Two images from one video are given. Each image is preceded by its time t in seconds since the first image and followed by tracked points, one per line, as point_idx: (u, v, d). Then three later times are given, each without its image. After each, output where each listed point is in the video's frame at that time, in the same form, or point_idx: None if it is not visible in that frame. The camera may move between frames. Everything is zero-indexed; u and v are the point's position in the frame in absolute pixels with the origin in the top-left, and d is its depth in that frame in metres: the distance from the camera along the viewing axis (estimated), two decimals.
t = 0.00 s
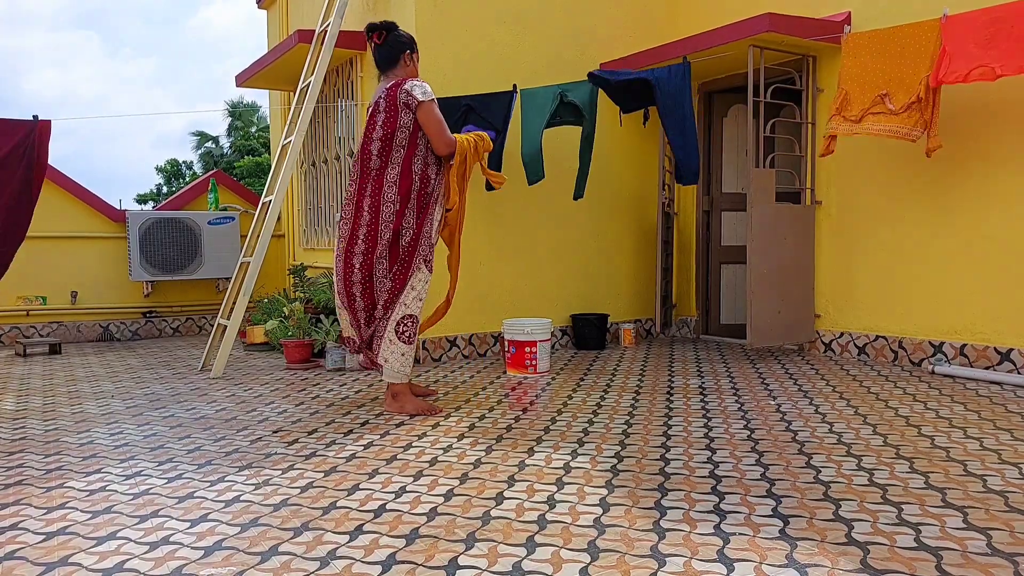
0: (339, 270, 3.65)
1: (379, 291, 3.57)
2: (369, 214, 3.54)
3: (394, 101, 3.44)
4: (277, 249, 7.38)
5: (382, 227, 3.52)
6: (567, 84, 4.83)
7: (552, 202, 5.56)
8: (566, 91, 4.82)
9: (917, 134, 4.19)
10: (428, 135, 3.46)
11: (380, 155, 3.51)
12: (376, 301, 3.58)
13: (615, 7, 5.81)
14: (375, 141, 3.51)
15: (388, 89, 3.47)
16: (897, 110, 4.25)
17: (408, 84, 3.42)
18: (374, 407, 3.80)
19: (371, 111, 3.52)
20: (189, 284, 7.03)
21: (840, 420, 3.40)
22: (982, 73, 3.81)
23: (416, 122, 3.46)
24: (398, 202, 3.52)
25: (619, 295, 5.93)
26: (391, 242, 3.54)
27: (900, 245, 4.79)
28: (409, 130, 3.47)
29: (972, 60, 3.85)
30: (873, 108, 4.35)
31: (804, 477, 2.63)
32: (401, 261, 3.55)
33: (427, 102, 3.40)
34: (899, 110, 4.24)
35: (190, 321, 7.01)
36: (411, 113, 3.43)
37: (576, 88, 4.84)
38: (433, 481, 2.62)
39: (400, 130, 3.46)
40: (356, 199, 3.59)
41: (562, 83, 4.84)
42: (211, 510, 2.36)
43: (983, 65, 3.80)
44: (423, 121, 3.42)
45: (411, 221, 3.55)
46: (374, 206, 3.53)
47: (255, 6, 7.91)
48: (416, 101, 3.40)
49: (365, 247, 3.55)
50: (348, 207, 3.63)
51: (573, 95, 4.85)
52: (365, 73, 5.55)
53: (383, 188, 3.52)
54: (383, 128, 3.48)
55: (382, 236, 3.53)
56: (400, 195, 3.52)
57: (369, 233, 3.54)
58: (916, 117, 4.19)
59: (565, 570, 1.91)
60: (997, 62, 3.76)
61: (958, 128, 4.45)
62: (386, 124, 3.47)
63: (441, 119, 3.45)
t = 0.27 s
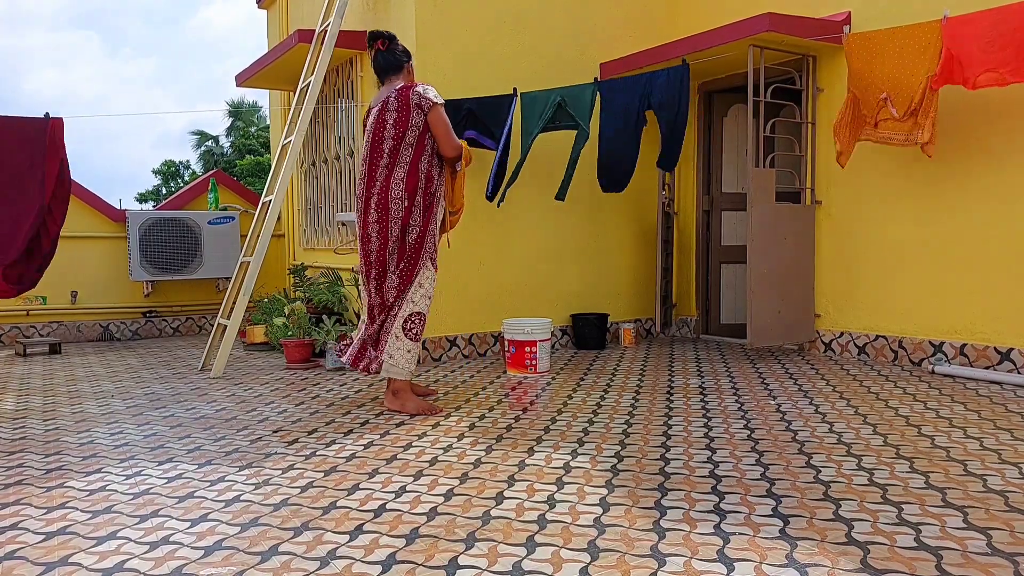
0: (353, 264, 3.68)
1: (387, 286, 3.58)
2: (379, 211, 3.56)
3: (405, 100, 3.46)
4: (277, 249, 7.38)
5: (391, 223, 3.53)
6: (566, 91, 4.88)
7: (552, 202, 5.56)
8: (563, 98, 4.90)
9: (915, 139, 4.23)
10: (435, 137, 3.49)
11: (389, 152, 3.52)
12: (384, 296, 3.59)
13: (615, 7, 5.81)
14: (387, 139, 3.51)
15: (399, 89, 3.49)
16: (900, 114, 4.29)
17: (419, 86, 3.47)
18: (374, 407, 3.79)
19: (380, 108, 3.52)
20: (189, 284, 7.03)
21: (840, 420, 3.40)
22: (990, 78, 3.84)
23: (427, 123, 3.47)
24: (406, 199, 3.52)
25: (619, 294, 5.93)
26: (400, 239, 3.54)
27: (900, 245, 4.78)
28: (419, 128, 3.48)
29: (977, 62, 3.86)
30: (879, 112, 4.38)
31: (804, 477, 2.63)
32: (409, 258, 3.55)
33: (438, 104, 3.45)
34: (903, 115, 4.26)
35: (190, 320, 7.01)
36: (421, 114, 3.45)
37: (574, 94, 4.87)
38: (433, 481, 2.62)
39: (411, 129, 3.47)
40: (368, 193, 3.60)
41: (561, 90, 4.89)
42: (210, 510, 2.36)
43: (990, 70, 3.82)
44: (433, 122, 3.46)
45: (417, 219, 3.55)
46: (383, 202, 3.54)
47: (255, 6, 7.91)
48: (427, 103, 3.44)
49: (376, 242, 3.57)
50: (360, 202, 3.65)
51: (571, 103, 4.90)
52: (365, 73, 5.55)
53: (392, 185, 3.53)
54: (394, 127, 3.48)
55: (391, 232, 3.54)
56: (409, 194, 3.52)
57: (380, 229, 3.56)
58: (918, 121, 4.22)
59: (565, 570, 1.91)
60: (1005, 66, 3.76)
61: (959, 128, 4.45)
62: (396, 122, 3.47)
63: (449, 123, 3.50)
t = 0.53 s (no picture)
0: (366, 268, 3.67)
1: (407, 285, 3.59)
2: (394, 212, 3.56)
3: (413, 100, 3.50)
4: (277, 248, 7.37)
5: (409, 222, 3.55)
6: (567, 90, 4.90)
7: (552, 202, 5.56)
8: (563, 97, 4.92)
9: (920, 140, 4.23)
10: (442, 138, 3.56)
11: (401, 152, 3.54)
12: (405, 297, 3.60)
13: (615, 6, 5.81)
14: (396, 142, 3.53)
15: (406, 89, 3.53)
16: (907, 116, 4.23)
17: (427, 87, 3.53)
18: (374, 407, 3.79)
19: (388, 109, 3.55)
20: (189, 284, 7.02)
21: (840, 420, 3.40)
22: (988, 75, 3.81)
23: (437, 121, 3.53)
24: (421, 197, 3.55)
25: (619, 294, 5.93)
26: (417, 237, 3.56)
27: (900, 244, 4.78)
28: (429, 127, 3.53)
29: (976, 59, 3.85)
30: (882, 113, 4.32)
31: (804, 477, 2.63)
32: (426, 256, 3.58)
33: (446, 105, 3.53)
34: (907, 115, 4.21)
35: (189, 320, 7.01)
36: (432, 113, 3.51)
37: (574, 93, 4.90)
38: (433, 481, 2.62)
39: (422, 129, 3.52)
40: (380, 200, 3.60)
41: (561, 89, 4.91)
42: (210, 510, 2.36)
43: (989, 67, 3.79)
44: (442, 121, 3.53)
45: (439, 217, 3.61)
46: (399, 205, 3.55)
47: (255, 6, 7.90)
48: (437, 103, 3.50)
49: (394, 243, 3.58)
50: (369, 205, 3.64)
51: (570, 103, 4.92)
52: (365, 73, 5.55)
53: (406, 185, 3.55)
54: (404, 128, 3.51)
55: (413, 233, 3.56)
56: (423, 193, 3.56)
57: (396, 230, 3.57)
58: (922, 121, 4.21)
59: (564, 570, 1.91)
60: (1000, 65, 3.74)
61: (959, 128, 4.44)
62: (407, 122, 3.51)
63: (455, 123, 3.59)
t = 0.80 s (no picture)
0: (382, 269, 3.64)
1: (428, 286, 3.61)
2: (417, 212, 3.57)
3: (437, 100, 3.50)
4: (277, 249, 7.37)
5: (432, 222, 3.58)
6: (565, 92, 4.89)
7: (552, 202, 5.56)
8: (563, 100, 4.90)
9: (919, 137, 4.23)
10: (461, 138, 3.60)
11: (424, 153, 3.55)
12: (425, 298, 3.62)
13: (615, 6, 5.81)
14: (419, 141, 3.53)
15: (426, 88, 3.52)
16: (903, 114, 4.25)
17: (448, 85, 3.55)
18: (374, 407, 3.79)
19: (409, 109, 3.53)
20: (189, 284, 7.03)
21: (841, 420, 3.40)
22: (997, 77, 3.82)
23: (459, 121, 3.56)
24: (445, 197, 3.59)
25: (619, 294, 5.93)
26: (439, 238, 3.60)
27: (900, 244, 4.78)
28: (451, 128, 3.56)
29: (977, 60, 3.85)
30: (879, 111, 4.35)
31: (804, 477, 2.63)
32: (447, 256, 3.64)
33: (466, 105, 3.56)
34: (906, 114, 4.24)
35: (190, 320, 7.01)
36: (455, 113, 3.54)
37: (575, 96, 4.90)
38: (433, 481, 2.62)
39: (444, 129, 3.54)
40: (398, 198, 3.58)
41: (560, 92, 4.89)
42: (210, 511, 2.36)
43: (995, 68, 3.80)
44: (462, 121, 3.56)
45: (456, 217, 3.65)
46: (421, 204, 3.57)
47: (254, 6, 7.91)
48: (460, 103, 3.54)
49: (417, 243, 3.57)
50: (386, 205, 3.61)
51: (571, 104, 4.92)
52: (365, 73, 5.55)
53: (430, 185, 3.57)
54: (428, 127, 3.52)
55: (433, 232, 3.58)
56: (445, 193, 3.60)
57: (418, 230, 3.57)
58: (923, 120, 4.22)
59: (565, 570, 1.91)
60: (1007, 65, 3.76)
61: (958, 128, 4.45)
62: (430, 122, 3.51)
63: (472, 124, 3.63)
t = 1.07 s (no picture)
0: (392, 270, 3.61)
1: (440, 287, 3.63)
2: (429, 213, 3.57)
3: (449, 102, 3.53)
4: (277, 249, 7.38)
5: (441, 223, 3.58)
6: (564, 88, 4.90)
7: (552, 202, 5.56)
8: (561, 96, 4.92)
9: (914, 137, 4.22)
10: (469, 139, 3.62)
11: (435, 154, 3.56)
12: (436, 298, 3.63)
13: (615, 7, 5.81)
14: (431, 141, 3.54)
15: (436, 89, 3.54)
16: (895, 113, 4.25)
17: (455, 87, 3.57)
18: (375, 407, 3.80)
19: (420, 110, 3.53)
20: (189, 284, 7.03)
21: (840, 421, 3.41)
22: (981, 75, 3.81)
23: (468, 122, 3.59)
24: (457, 199, 3.61)
25: (618, 294, 5.93)
26: (451, 239, 3.62)
27: (900, 244, 4.79)
28: (462, 129, 3.59)
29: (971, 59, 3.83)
30: (867, 106, 4.36)
31: (804, 478, 2.64)
32: (457, 258, 3.66)
33: (474, 107, 3.61)
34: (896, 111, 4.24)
35: (190, 321, 7.01)
36: (464, 114, 3.56)
37: (572, 91, 4.91)
38: (433, 482, 2.63)
39: (456, 130, 3.56)
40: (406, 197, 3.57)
41: (558, 86, 4.91)
42: (211, 511, 2.36)
43: (982, 67, 3.79)
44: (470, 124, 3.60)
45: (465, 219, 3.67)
46: (432, 205, 3.57)
47: (254, 7, 7.92)
48: (468, 105, 3.58)
49: (424, 242, 3.58)
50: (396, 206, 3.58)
51: (568, 100, 4.93)
52: (365, 73, 5.55)
53: (441, 186, 3.58)
54: (440, 128, 3.53)
55: (442, 233, 3.59)
56: (457, 195, 3.61)
57: (430, 231, 3.58)
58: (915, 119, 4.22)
59: (565, 570, 1.91)
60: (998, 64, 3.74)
61: (958, 128, 4.44)
62: (442, 123, 3.53)
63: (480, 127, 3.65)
